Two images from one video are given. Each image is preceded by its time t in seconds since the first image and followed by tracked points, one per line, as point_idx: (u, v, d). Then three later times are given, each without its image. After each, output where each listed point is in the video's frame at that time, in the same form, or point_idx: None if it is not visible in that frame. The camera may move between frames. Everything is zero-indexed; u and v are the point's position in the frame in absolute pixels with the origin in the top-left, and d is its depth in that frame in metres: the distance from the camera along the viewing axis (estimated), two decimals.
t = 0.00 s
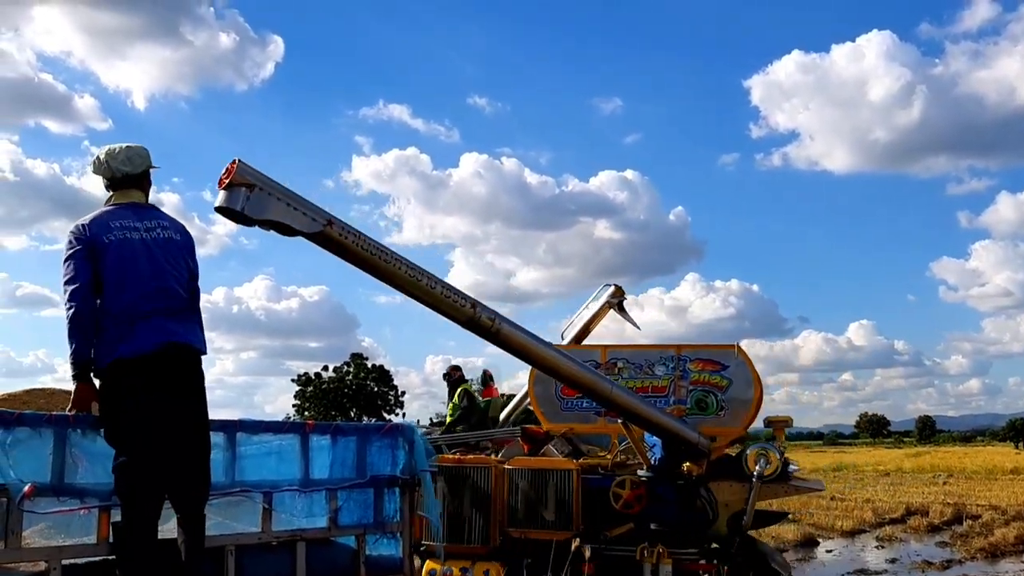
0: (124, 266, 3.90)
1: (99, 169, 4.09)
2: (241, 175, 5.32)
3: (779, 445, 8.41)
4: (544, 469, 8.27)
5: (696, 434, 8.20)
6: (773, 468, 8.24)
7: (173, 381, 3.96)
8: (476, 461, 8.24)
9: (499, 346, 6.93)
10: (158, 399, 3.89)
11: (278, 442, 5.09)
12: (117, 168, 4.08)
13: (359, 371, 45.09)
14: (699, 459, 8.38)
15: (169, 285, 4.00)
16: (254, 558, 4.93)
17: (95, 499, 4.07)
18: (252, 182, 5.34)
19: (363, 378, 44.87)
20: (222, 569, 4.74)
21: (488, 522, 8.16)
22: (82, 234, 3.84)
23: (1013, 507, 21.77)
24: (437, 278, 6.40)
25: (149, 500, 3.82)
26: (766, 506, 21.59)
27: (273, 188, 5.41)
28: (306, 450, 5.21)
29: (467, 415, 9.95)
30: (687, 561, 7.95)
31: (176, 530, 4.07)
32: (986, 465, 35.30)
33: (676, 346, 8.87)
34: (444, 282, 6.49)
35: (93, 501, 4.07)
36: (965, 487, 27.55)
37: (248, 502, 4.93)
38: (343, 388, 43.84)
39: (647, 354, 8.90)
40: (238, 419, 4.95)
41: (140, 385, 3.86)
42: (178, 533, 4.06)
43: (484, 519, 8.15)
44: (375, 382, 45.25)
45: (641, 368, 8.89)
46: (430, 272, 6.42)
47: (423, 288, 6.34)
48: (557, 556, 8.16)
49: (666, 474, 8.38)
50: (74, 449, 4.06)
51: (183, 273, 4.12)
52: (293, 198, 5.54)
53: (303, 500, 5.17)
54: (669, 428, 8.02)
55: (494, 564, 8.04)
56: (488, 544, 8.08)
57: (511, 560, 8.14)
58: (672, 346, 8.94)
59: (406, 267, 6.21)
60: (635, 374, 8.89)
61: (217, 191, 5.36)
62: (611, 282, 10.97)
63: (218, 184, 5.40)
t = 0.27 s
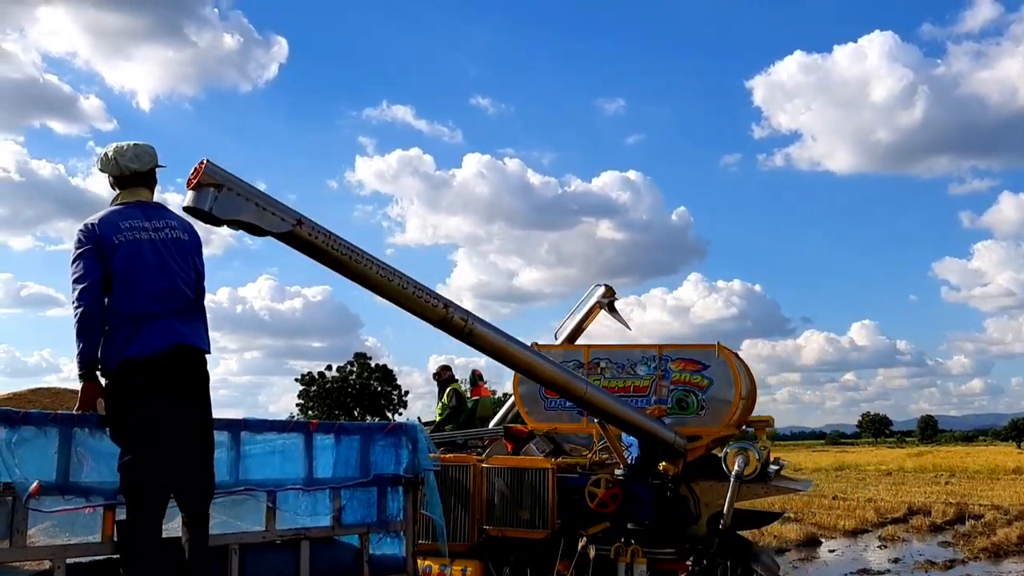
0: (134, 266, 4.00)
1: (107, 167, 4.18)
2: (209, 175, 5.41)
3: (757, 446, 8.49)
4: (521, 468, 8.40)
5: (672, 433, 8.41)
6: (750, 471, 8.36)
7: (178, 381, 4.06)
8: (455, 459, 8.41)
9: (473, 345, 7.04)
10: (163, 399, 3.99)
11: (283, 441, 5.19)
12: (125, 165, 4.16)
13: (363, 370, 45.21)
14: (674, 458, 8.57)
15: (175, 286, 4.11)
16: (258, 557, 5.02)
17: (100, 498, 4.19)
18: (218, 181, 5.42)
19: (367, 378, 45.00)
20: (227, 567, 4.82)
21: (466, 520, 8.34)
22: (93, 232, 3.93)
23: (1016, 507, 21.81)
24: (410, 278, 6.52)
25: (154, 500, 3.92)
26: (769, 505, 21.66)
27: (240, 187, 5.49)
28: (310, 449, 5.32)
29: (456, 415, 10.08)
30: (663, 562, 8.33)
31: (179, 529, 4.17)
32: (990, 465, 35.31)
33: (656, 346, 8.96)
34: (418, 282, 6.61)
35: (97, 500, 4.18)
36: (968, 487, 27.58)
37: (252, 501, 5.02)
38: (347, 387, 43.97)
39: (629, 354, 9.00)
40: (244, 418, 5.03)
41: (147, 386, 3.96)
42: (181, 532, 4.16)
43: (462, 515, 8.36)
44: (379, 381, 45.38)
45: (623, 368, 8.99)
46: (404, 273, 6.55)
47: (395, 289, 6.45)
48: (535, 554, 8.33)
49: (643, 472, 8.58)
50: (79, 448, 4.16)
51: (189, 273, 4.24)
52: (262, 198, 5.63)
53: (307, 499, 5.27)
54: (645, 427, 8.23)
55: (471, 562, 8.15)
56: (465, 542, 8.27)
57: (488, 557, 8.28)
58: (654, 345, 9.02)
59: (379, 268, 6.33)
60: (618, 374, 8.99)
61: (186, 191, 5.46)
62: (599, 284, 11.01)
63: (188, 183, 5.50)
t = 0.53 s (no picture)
0: (137, 267, 4.02)
1: (110, 167, 4.20)
2: (175, 177, 5.50)
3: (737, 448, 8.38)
4: (498, 468, 8.59)
5: (649, 433, 8.43)
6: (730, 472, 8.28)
7: (181, 382, 4.07)
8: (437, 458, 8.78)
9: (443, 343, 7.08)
10: (165, 399, 4.00)
11: (286, 440, 5.20)
12: (129, 165, 4.20)
13: (367, 370, 45.24)
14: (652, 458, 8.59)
15: (178, 288, 4.13)
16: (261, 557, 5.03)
17: (103, 498, 4.20)
18: (184, 183, 5.50)
19: (370, 378, 45.03)
20: (229, 567, 4.84)
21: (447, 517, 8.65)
22: (96, 233, 3.95)
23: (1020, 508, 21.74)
24: (377, 278, 6.56)
25: (157, 500, 3.93)
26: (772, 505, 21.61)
27: (206, 189, 5.57)
28: (312, 449, 5.33)
29: (449, 416, 10.05)
30: (640, 562, 8.32)
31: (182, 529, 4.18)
32: (994, 465, 35.21)
33: (640, 346, 8.98)
34: (386, 282, 6.64)
35: (100, 500, 4.20)
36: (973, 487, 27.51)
37: (255, 501, 5.03)
38: (350, 387, 44.01)
39: (614, 354, 9.05)
40: (247, 418, 5.05)
41: (150, 386, 3.98)
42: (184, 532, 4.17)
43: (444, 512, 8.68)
44: (383, 381, 45.41)
45: (606, 368, 9.05)
46: (372, 273, 6.58)
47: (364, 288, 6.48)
48: (514, 552, 8.46)
49: (622, 472, 8.61)
50: (82, 448, 4.18)
51: (192, 274, 4.25)
52: (229, 199, 5.72)
53: (309, 499, 5.28)
54: (622, 427, 8.25)
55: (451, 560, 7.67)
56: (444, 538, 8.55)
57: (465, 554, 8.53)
58: (638, 345, 9.05)
59: (347, 268, 6.37)
60: (601, 374, 9.05)
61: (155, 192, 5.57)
62: (592, 285, 11.00)
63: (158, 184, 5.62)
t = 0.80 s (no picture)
0: (130, 272, 4.03)
1: (109, 172, 4.23)
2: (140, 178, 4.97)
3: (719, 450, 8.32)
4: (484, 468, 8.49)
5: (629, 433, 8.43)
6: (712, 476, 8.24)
7: (180, 386, 4.08)
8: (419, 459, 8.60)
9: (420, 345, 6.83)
10: (164, 404, 4.01)
11: (286, 442, 5.21)
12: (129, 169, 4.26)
13: (370, 371, 45.26)
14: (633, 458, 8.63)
15: (172, 288, 4.13)
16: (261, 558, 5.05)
17: (103, 499, 4.22)
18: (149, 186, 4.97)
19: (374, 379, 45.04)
20: (230, 568, 4.85)
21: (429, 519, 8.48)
22: (86, 242, 3.96)
23: None
24: (354, 280, 6.25)
25: (156, 504, 3.95)
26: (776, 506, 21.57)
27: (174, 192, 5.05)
28: (313, 451, 5.34)
29: (443, 417, 10.04)
30: (618, 563, 8.28)
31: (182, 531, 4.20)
32: (1000, 467, 35.15)
33: (626, 346, 8.94)
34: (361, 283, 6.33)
35: (101, 501, 4.22)
36: (977, 488, 27.45)
37: (256, 502, 5.05)
38: (353, 388, 44.03)
39: (600, 356, 9.05)
40: (248, 420, 5.06)
41: (147, 391, 3.99)
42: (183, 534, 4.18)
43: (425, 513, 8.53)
44: (386, 382, 45.42)
45: (592, 368, 9.05)
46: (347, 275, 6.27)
47: (338, 291, 6.17)
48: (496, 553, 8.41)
49: (604, 472, 8.66)
50: (83, 449, 4.20)
51: (185, 274, 4.27)
52: (192, 199, 5.16)
53: (310, 500, 5.29)
54: (602, 427, 8.21)
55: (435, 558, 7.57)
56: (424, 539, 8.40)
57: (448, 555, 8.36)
58: (625, 346, 9.01)
59: (322, 270, 6.04)
60: (588, 375, 9.06)
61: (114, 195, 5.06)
62: (589, 286, 10.98)
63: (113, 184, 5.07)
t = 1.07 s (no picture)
0: (113, 275, 4.02)
1: (87, 186, 4.23)
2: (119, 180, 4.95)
3: (701, 448, 8.17)
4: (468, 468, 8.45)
5: (611, 434, 8.32)
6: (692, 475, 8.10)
7: (171, 388, 4.07)
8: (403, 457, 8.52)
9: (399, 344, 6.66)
10: (154, 405, 4.00)
11: (284, 442, 5.22)
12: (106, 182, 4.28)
13: (373, 372, 45.30)
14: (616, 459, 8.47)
15: (157, 288, 4.11)
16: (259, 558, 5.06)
17: (101, 499, 4.24)
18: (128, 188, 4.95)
19: (377, 380, 45.07)
20: (228, 568, 4.86)
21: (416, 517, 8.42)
22: (65, 253, 3.97)
23: None
24: (331, 280, 6.06)
25: (146, 506, 3.95)
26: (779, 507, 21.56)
27: (152, 194, 5.05)
28: (311, 451, 5.34)
29: (441, 417, 10.05)
30: (601, 562, 8.13)
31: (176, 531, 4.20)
32: (1004, 467, 35.07)
33: (612, 346, 8.88)
34: (340, 283, 6.14)
35: (99, 501, 4.24)
36: (981, 488, 27.38)
37: (254, 502, 5.06)
38: (357, 389, 44.07)
39: (588, 355, 9.03)
40: (246, 420, 5.07)
41: (137, 394, 3.97)
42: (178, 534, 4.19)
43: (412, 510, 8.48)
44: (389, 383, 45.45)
45: (580, 369, 9.02)
46: (325, 273, 6.07)
47: (317, 291, 5.97)
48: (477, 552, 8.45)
49: (586, 473, 8.52)
50: (80, 449, 4.22)
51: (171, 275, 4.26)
52: (167, 199, 5.16)
53: (308, 500, 5.29)
54: (581, 428, 8.12)
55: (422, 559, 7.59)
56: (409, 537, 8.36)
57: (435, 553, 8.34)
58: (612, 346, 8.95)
59: (299, 270, 5.86)
60: (575, 376, 9.04)
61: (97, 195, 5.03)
62: (587, 286, 10.98)
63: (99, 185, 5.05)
